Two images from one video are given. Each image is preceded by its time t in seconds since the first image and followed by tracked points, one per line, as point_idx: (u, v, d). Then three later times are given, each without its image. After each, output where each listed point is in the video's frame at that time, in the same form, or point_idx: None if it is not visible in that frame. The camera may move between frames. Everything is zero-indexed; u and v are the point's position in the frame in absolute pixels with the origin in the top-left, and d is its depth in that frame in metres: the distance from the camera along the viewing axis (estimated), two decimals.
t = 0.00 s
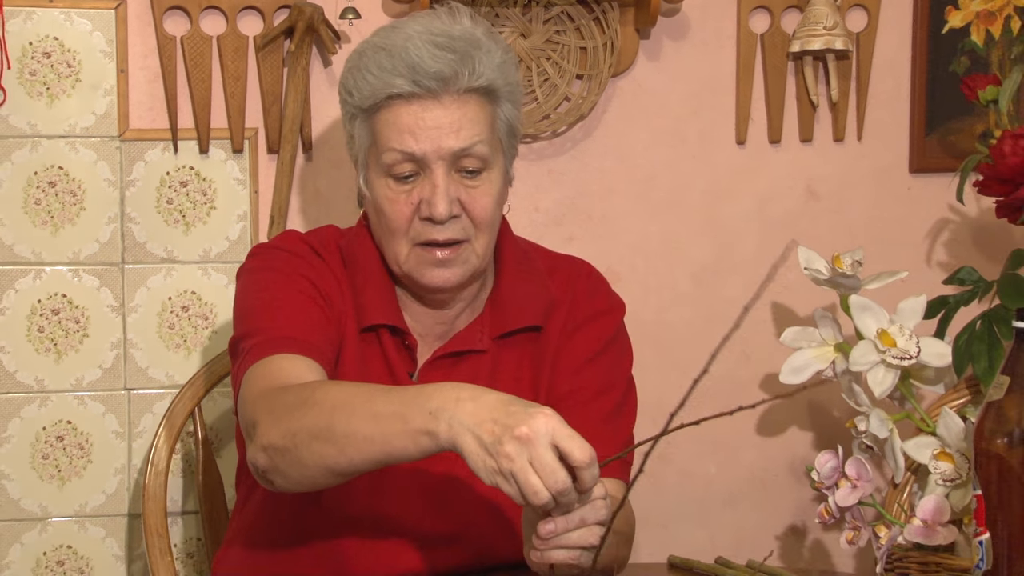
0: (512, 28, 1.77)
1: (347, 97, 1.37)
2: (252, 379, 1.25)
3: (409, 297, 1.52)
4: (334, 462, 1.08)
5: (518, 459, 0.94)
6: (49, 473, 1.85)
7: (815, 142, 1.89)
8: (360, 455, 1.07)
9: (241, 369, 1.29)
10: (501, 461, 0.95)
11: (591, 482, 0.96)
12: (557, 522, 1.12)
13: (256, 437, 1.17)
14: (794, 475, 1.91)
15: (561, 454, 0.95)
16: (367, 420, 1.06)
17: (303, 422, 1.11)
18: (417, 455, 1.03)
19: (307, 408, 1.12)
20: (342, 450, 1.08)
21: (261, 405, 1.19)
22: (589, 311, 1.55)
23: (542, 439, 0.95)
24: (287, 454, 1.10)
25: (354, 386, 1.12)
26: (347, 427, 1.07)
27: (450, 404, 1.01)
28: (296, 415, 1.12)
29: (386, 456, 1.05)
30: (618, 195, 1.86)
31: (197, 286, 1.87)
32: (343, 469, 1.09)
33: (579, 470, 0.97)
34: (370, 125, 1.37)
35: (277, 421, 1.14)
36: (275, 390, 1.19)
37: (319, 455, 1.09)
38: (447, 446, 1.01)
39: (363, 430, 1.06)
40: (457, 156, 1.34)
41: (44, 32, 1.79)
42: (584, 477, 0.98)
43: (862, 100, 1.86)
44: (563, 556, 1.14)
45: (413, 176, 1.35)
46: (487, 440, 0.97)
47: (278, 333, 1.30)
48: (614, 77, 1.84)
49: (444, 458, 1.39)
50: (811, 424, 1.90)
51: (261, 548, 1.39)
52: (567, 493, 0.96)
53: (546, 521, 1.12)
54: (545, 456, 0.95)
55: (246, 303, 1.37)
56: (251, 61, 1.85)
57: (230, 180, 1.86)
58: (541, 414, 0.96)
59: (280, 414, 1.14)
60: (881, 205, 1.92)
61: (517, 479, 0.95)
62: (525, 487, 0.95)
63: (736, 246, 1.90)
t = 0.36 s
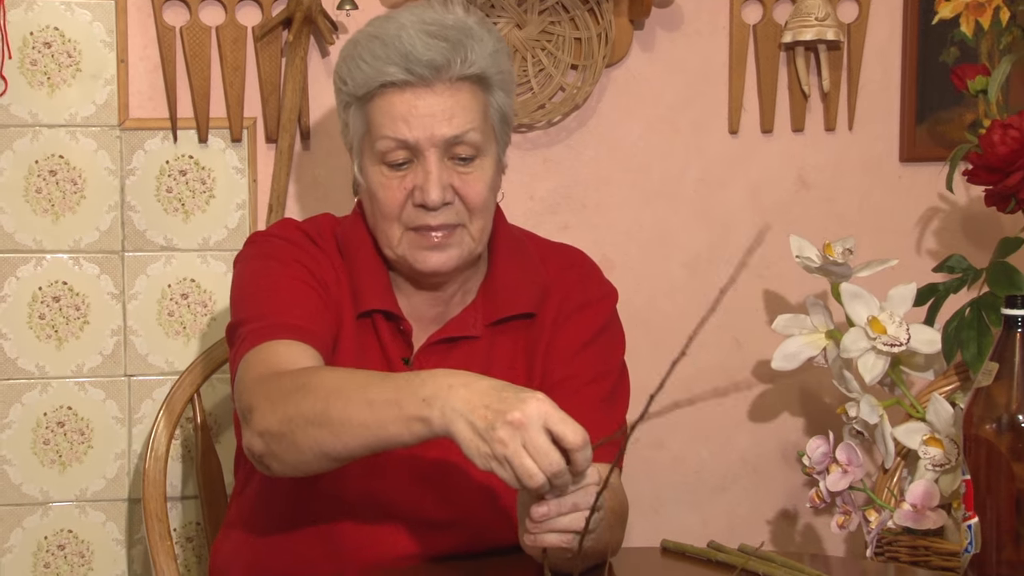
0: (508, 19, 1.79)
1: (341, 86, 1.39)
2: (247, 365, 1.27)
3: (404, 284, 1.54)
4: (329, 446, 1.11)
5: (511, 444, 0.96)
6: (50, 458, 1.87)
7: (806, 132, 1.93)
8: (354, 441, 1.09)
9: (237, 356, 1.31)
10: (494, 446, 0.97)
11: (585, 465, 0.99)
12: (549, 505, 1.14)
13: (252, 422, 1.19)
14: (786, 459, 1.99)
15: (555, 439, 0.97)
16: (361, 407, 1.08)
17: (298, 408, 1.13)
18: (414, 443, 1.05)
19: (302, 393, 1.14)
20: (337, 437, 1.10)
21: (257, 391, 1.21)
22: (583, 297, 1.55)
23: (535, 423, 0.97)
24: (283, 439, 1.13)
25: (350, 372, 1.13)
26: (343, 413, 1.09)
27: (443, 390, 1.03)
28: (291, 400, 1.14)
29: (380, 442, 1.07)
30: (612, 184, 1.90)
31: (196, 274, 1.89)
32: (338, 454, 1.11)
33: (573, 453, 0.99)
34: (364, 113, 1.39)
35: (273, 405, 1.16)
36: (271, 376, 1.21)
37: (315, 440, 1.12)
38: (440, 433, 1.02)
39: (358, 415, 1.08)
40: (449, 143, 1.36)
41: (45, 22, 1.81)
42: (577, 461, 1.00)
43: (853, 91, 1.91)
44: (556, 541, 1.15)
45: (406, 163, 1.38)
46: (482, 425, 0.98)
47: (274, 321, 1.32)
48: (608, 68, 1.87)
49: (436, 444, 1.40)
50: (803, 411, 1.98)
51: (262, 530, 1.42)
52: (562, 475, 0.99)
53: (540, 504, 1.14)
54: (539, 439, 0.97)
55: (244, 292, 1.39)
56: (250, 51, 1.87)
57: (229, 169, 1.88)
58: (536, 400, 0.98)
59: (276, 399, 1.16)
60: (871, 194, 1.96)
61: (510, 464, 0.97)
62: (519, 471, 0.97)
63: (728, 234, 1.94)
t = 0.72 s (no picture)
0: (503, 13, 1.81)
1: (333, 65, 1.44)
2: (233, 368, 1.28)
3: (398, 274, 1.55)
4: (316, 446, 1.13)
5: (506, 403, 1.00)
6: (49, 449, 1.88)
7: (800, 125, 1.95)
8: (342, 438, 1.11)
9: (226, 356, 1.33)
10: (488, 411, 1.00)
11: (579, 426, 1.02)
12: (546, 488, 1.14)
13: (235, 427, 1.20)
14: (780, 450, 2.02)
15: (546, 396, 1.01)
16: (347, 402, 1.10)
17: (281, 409, 1.14)
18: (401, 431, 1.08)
19: (285, 394, 1.15)
20: (324, 433, 1.12)
21: (240, 394, 1.22)
22: (576, 288, 1.56)
23: (530, 386, 1.02)
24: (269, 442, 1.14)
25: (331, 372, 1.15)
26: (328, 411, 1.11)
27: (429, 377, 1.06)
28: (273, 402, 1.15)
29: (369, 436, 1.09)
30: (607, 176, 1.92)
31: (195, 266, 1.90)
32: (325, 453, 1.13)
33: (567, 411, 1.02)
34: (355, 88, 1.43)
35: (255, 408, 1.17)
36: (253, 380, 1.22)
37: (301, 441, 1.13)
38: (431, 416, 1.05)
39: (344, 413, 1.10)
40: (435, 111, 1.39)
41: (43, 16, 1.82)
42: (575, 418, 1.03)
43: (847, 84, 1.93)
44: (547, 532, 1.14)
45: (393, 133, 1.40)
46: (475, 394, 1.02)
47: (260, 321, 1.33)
48: (604, 61, 1.89)
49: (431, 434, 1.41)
50: (797, 402, 2.01)
51: (260, 527, 1.43)
52: (558, 431, 1.01)
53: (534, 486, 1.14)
54: (531, 394, 1.01)
55: (232, 293, 1.40)
56: (247, 45, 1.88)
57: (227, 162, 1.89)
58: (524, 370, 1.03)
59: (259, 402, 1.17)
60: (864, 186, 1.98)
61: (506, 426, 1.00)
62: (517, 428, 1.00)
63: (723, 226, 1.96)
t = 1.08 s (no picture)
0: (503, 15, 1.83)
1: (340, 60, 1.45)
2: (238, 373, 1.29)
3: (398, 275, 1.56)
4: (326, 446, 1.14)
5: (509, 378, 1.03)
6: (52, 449, 1.90)
7: (797, 127, 1.97)
8: (355, 435, 1.12)
9: (229, 359, 1.33)
10: (493, 384, 1.03)
11: (578, 421, 1.02)
12: (536, 482, 1.12)
13: (241, 431, 1.20)
14: (778, 450, 2.04)
15: (550, 381, 1.03)
16: (361, 400, 1.12)
17: (292, 411, 1.15)
18: (415, 427, 1.09)
19: (295, 396, 1.16)
20: (336, 432, 1.13)
21: (246, 399, 1.22)
22: (575, 289, 1.57)
23: (539, 371, 1.03)
24: (279, 445, 1.15)
25: (340, 376, 1.17)
26: (341, 409, 1.12)
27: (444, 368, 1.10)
28: (284, 404, 1.16)
29: (383, 432, 1.10)
30: (605, 177, 1.93)
31: (196, 267, 1.92)
32: (334, 454, 1.14)
33: (566, 400, 1.02)
34: (361, 83, 1.44)
35: (263, 411, 1.18)
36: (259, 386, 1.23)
37: (313, 440, 1.14)
38: (445, 403, 1.08)
39: (357, 412, 1.12)
40: (439, 107, 1.40)
41: (46, 19, 1.83)
42: (575, 408, 1.01)
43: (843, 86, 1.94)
44: (536, 532, 1.13)
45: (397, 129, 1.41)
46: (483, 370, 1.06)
47: (267, 324, 1.34)
48: (602, 64, 1.90)
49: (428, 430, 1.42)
50: (795, 403, 2.03)
51: (261, 528, 1.43)
52: (552, 418, 1.02)
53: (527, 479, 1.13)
54: (535, 374, 1.03)
55: (236, 297, 1.40)
56: (248, 47, 1.90)
57: (228, 164, 1.91)
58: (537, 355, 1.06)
59: (267, 405, 1.18)
60: (860, 187, 2.00)
61: (506, 400, 1.02)
62: (515, 403, 1.02)
63: (721, 227, 1.98)
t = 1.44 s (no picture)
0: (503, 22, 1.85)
1: (374, 70, 1.45)
2: (244, 361, 1.30)
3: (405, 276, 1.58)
4: (333, 434, 1.15)
5: (516, 372, 1.05)
6: (59, 450, 1.92)
7: (793, 132, 2.01)
8: (362, 423, 1.13)
9: (234, 349, 1.35)
10: (503, 374, 1.05)
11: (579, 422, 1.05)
12: (532, 483, 1.15)
13: (248, 418, 1.21)
14: (773, 450, 2.08)
15: (556, 381, 1.06)
16: (370, 389, 1.13)
17: (301, 397, 1.16)
18: (421, 413, 1.10)
19: (305, 383, 1.17)
20: (344, 419, 1.14)
21: (254, 386, 1.23)
22: (580, 295, 1.61)
23: (541, 369, 1.07)
24: (286, 430, 1.16)
25: (349, 367, 1.19)
26: (350, 396, 1.13)
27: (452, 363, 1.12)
28: (293, 392, 1.17)
29: (389, 420, 1.12)
30: (605, 182, 1.96)
31: (201, 271, 1.95)
32: (341, 442, 1.15)
33: (569, 403, 1.06)
34: (394, 97, 1.45)
35: (271, 398, 1.19)
36: (268, 372, 1.24)
37: (320, 428, 1.15)
38: (453, 395, 1.09)
39: (366, 400, 1.13)
40: (475, 135, 1.42)
41: (52, 26, 1.86)
42: (577, 416, 1.06)
43: (839, 90, 1.99)
44: (534, 532, 1.15)
45: (430, 149, 1.43)
46: (493, 364, 1.08)
47: (276, 315, 1.36)
48: (601, 70, 1.93)
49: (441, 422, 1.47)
50: (791, 404, 2.08)
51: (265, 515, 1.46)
52: (555, 417, 1.04)
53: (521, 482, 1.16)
54: (544, 372, 1.06)
55: (245, 288, 1.42)
56: (252, 54, 1.93)
57: (233, 169, 1.94)
58: (548, 358, 1.09)
59: (276, 392, 1.19)
60: (856, 190, 2.05)
61: (512, 393, 1.04)
62: (521, 397, 1.04)
63: (719, 231, 2.02)
